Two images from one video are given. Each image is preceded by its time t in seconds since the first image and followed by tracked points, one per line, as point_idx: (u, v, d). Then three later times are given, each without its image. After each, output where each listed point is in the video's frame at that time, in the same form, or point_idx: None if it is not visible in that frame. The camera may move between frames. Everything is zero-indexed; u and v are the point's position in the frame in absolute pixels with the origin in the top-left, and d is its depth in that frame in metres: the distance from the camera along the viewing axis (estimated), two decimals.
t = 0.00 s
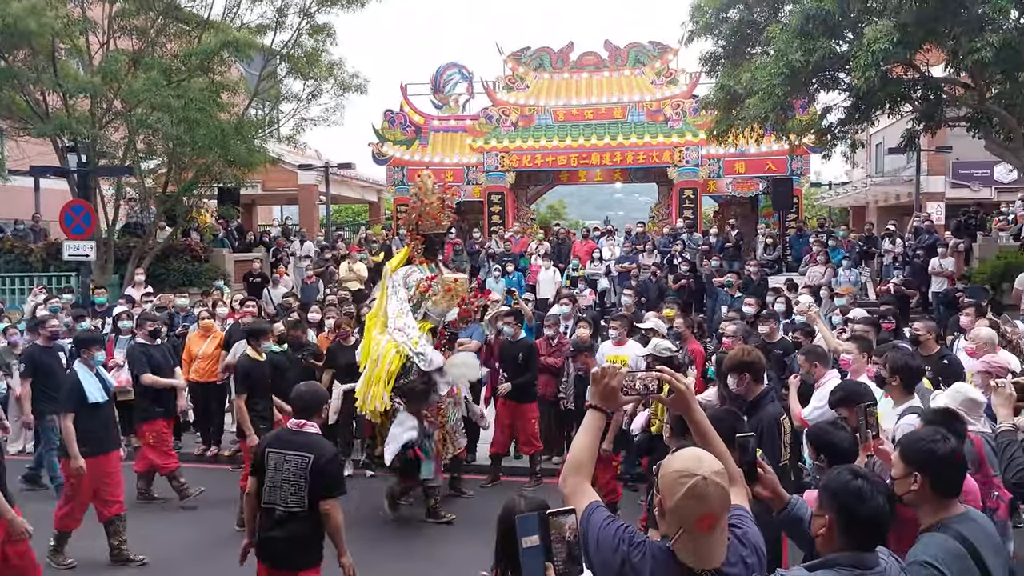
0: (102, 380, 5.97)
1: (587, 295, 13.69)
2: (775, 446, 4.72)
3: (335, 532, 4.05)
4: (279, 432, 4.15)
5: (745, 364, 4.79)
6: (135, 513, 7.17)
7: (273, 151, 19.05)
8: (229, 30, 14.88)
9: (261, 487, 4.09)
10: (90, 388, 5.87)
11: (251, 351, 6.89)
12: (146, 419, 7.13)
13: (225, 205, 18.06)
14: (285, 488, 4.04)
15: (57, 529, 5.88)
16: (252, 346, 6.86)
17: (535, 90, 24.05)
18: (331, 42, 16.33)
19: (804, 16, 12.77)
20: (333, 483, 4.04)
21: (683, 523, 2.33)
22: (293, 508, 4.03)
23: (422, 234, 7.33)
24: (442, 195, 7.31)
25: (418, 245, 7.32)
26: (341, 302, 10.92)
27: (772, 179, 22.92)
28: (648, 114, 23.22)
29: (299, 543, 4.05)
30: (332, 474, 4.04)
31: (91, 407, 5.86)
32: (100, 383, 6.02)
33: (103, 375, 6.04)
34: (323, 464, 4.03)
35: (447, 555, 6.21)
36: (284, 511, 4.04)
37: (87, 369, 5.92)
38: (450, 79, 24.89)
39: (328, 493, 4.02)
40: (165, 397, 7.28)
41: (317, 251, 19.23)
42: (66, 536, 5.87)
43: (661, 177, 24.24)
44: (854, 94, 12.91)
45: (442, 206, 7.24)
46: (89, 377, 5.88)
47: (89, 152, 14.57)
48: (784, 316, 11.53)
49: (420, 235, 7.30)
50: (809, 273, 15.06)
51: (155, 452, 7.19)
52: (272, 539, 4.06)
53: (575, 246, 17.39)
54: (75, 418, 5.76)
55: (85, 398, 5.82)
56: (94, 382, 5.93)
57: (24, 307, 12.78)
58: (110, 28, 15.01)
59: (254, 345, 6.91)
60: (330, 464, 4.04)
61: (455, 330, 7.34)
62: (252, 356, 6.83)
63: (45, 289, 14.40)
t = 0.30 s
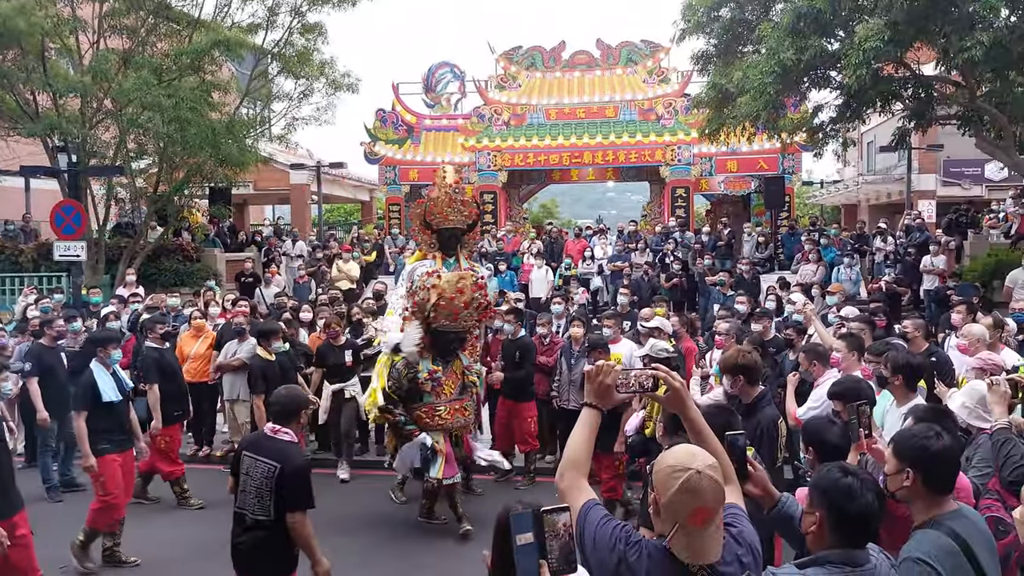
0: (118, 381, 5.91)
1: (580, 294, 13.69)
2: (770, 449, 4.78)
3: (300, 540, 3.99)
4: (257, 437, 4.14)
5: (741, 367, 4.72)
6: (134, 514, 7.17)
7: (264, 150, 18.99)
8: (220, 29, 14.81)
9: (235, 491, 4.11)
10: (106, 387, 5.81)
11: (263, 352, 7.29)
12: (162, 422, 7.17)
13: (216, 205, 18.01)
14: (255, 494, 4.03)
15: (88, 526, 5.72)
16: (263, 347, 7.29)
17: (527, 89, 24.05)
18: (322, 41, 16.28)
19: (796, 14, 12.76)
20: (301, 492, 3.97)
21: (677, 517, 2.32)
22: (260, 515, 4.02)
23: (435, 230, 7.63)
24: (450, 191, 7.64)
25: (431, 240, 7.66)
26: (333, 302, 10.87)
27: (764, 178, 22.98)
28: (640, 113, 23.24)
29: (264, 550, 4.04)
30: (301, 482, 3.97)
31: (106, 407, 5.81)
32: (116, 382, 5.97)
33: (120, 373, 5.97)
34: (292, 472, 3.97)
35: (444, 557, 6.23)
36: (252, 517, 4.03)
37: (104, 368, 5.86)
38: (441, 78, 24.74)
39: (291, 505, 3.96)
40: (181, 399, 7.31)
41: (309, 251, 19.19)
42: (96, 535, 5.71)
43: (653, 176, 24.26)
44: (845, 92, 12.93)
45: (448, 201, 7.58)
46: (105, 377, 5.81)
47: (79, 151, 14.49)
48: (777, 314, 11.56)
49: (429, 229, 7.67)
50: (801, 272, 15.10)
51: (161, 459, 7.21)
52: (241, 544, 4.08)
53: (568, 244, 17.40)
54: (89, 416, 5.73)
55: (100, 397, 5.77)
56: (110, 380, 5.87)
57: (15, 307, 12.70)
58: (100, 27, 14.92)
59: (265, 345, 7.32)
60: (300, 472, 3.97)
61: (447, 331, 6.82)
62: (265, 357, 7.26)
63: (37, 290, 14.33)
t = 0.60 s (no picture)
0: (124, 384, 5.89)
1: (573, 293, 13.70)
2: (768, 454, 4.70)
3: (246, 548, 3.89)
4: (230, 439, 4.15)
5: (737, 369, 4.80)
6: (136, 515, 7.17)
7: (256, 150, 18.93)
8: (210, 29, 14.76)
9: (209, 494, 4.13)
10: (114, 391, 5.79)
11: (267, 354, 7.25)
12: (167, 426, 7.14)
13: (207, 205, 17.96)
14: (221, 497, 4.03)
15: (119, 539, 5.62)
16: (267, 348, 7.24)
17: (519, 88, 24.02)
18: (313, 41, 16.22)
19: (787, 14, 12.76)
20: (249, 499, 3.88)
21: (675, 519, 2.32)
22: (226, 518, 4.01)
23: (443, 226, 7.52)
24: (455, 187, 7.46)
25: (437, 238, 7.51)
26: (325, 303, 10.83)
27: (756, 177, 23.03)
28: (633, 112, 23.23)
29: (226, 555, 4.00)
30: (251, 490, 3.89)
31: (114, 411, 5.79)
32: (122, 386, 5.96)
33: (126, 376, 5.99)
34: (246, 477, 3.90)
35: (439, 558, 6.25)
36: (219, 519, 4.03)
37: (110, 372, 5.84)
38: (433, 78, 24.76)
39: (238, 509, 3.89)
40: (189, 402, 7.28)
41: (301, 251, 19.14)
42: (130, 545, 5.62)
43: (645, 175, 24.28)
44: (836, 91, 12.96)
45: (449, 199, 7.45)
46: (111, 381, 5.80)
47: (68, 152, 14.38)
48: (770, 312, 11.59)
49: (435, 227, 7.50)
50: (793, 270, 15.14)
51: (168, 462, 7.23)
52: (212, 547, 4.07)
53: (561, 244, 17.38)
54: (96, 422, 5.67)
55: (108, 401, 5.74)
56: (117, 385, 5.85)
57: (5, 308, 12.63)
58: (89, 26, 14.84)
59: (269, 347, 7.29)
60: (255, 478, 3.90)
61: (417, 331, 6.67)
62: (268, 357, 7.22)
63: (27, 290, 14.25)
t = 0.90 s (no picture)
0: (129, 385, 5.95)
1: (567, 291, 13.69)
2: (761, 452, 4.73)
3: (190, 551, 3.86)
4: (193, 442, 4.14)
5: (730, 367, 4.78)
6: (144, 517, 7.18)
7: (247, 148, 18.86)
8: (201, 26, 14.69)
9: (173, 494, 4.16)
10: (121, 394, 5.86)
11: (267, 347, 6.99)
12: (162, 425, 7.12)
13: (198, 203, 17.89)
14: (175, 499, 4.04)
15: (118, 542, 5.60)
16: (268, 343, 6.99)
17: (512, 86, 24.03)
18: (305, 38, 16.14)
19: (780, 11, 12.74)
20: (198, 501, 3.88)
21: (673, 522, 2.29)
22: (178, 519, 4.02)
23: (439, 226, 7.41)
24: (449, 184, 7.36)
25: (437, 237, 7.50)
26: (319, 301, 10.79)
27: (748, 174, 23.04)
28: (625, 110, 23.22)
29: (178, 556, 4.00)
30: (198, 492, 3.89)
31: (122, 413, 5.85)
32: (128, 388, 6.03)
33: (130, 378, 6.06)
34: (194, 478, 3.91)
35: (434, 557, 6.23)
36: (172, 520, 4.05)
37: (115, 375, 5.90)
38: (426, 75, 24.85)
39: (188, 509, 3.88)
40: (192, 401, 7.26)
41: (293, 249, 19.08)
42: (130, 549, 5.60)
43: (638, 173, 24.27)
44: (828, 89, 12.97)
45: (441, 199, 7.37)
46: (118, 382, 5.85)
47: (59, 150, 14.29)
48: (763, 310, 11.61)
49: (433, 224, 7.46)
50: (786, 267, 15.17)
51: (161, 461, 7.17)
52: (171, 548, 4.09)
53: (554, 241, 17.37)
54: (103, 423, 5.65)
55: (116, 403, 5.81)
56: (124, 387, 5.93)
57: None
58: (79, 24, 14.78)
59: (271, 342, 7.02)
60: (206, 477, 3.91)
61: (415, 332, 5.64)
62: (269, 352, 6.96)
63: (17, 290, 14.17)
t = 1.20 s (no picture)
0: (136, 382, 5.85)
1: (561, 287, 13.68)
2: (753, 448, 4.72)
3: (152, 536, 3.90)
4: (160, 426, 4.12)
5: (722, 361, 4.75)
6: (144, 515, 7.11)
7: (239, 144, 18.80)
8: (193, 21, 14.63)
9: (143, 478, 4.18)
10: (128, 391, 5.78)
11: (258, 342, 6.97)
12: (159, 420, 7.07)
13: (191, 200, 17.83)
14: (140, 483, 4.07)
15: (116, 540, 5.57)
16: (258, 338, 6.98)
17: (506, 82, 24.08)
18: (297, 34, 16.05)
19: (773, 7, 12.74)
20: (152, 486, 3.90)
21: (670, 519, 2.27)
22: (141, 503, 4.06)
23: (436, 228, 6.92)
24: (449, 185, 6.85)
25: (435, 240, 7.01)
26: (312, 299, 10.74)
27: (742, 170, 23.04)
28: (619, 105, 23.19)
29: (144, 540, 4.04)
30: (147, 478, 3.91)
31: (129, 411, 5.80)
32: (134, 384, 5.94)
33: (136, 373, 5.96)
34: (149, 463, 3.93)
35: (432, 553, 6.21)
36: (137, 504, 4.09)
37: (121, 370, 5.81)
38: (419, 71, 24.79)
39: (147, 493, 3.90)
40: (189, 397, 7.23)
41: (286, 246, 19.05)
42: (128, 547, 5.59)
43: (632, 169, 24.26)
44: (823, 84, 12.94)
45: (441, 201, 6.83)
46: (124, 380, 5.75)
47: (51, 147, 14.18)
48: (756, 306, 11.61)
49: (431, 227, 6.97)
50: (780, 263, 15.16)
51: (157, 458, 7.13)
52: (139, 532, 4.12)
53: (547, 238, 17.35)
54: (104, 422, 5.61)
55: (123, 401, 5.74)
56: (130, 383, 5.82)
57: None
58: (71, 20, 14.69)
59: (262, 337, 7.01)
60: (161, 463, 3.92)
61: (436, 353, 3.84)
62: (260, 348, 6.95)
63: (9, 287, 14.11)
